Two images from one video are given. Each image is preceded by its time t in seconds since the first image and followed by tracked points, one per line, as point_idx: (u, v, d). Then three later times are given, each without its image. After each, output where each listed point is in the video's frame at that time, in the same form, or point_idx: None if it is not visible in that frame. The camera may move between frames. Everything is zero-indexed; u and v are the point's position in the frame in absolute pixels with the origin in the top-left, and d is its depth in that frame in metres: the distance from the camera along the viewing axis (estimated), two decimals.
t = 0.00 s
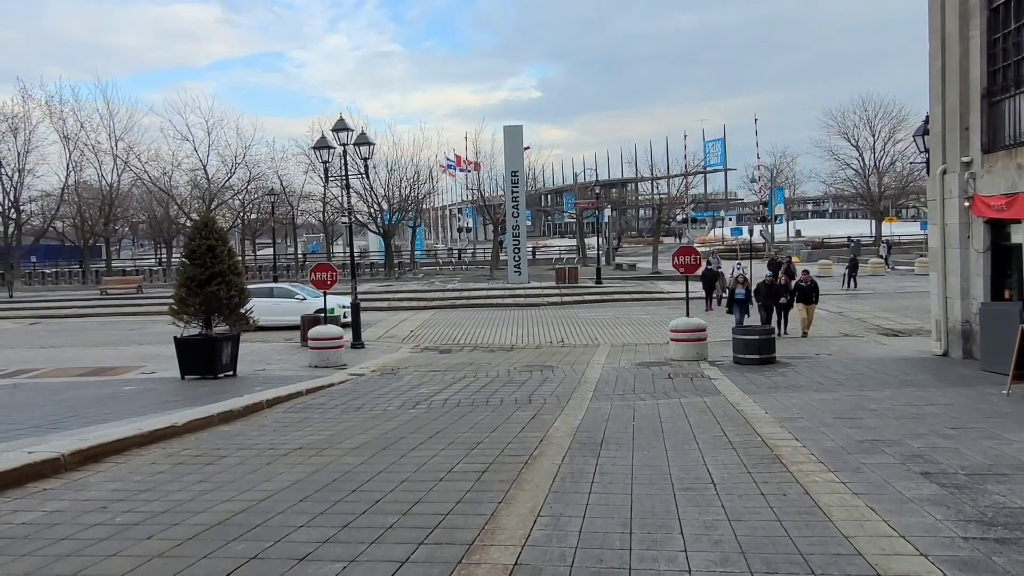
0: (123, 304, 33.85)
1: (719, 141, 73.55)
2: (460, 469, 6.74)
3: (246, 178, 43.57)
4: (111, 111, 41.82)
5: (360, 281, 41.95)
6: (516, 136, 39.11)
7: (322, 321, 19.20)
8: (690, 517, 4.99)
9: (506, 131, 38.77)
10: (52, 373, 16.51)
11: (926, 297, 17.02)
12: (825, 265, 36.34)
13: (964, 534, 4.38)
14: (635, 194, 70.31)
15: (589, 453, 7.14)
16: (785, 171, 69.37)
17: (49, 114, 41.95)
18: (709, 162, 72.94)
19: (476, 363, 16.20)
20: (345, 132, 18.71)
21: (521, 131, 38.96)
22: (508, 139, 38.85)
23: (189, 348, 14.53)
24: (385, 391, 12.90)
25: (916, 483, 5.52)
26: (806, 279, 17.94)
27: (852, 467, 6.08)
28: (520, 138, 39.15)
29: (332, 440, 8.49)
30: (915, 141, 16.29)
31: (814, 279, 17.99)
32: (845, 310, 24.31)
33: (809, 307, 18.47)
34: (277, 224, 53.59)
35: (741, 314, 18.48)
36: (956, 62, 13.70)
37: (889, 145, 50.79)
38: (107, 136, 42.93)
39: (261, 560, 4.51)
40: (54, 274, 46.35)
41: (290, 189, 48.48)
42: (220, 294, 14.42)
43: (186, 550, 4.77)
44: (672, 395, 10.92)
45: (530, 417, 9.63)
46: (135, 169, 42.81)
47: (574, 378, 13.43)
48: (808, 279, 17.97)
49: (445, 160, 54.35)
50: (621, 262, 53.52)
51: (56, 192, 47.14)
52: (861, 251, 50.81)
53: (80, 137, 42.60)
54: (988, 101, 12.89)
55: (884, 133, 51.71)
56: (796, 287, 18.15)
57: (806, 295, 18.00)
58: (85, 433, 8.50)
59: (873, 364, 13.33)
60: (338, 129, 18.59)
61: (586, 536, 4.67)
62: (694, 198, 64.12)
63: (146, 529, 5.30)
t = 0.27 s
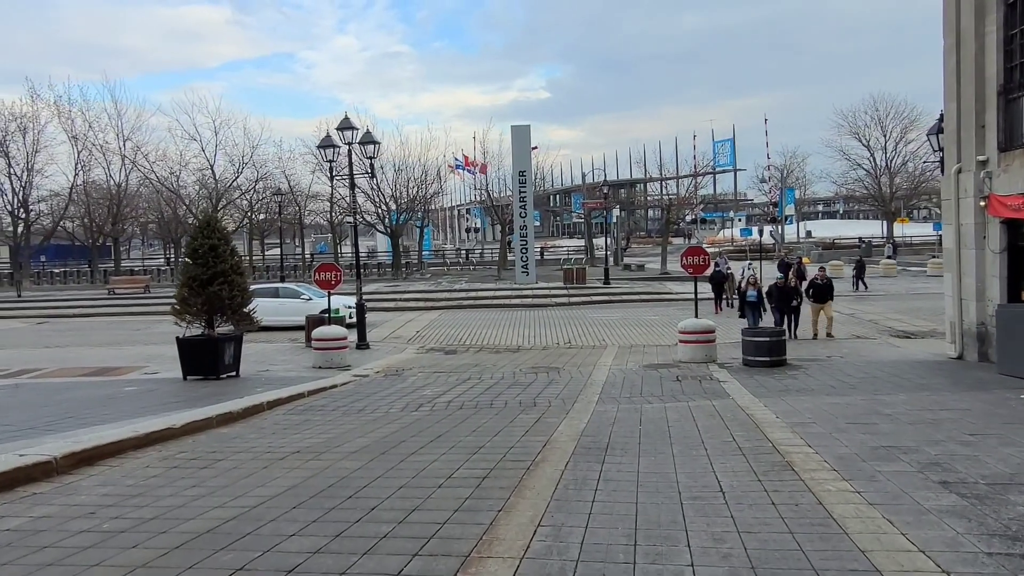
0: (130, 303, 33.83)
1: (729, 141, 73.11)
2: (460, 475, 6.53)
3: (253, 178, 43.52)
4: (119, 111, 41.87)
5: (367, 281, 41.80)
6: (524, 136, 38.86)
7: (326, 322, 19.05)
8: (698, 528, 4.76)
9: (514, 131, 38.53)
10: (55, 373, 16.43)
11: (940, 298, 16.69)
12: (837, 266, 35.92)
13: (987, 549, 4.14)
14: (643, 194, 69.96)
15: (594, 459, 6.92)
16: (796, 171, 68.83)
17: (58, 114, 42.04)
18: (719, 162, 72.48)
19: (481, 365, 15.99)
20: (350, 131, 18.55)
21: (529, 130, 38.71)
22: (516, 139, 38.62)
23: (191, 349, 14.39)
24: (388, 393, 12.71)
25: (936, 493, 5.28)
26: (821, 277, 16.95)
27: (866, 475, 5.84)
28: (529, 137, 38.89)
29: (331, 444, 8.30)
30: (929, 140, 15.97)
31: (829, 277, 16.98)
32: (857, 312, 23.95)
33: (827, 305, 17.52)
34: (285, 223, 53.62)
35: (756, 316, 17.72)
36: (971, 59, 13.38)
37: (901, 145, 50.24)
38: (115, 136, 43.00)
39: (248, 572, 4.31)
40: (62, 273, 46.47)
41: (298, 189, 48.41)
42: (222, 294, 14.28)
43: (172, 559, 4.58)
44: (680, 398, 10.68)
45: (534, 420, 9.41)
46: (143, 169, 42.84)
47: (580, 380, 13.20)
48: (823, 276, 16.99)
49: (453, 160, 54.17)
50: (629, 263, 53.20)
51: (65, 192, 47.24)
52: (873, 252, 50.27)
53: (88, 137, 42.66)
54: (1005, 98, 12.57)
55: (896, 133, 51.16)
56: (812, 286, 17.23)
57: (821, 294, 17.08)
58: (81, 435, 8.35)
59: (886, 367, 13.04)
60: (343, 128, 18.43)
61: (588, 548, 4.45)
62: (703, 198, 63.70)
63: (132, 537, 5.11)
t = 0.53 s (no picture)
0: (136, 303, 33.82)
1: (737, 141, 72.73)
2: (460, 480, 6.36)
3: (259, 178, 43.49)
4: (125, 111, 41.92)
5: (372, 281, 41.71)
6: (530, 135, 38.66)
7: (330, 322, 18.92)
8: (704, 539, 4.57)
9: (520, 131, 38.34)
10: (58, 373, 16.36)
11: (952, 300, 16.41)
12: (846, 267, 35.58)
13: (1008, 565, 3.94)
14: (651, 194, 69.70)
15: (598, 465, 6.73)
16: (805, 172, 68.40)
17: (65, 114, 42.12)
18: (727, 163, 72.11)
19: (486, 366, 15.84)
20: (355, 130, 18.42)
21: (535, 130, 38.52)
22: (522, 139, 38.42)
23: (193, 349, 14.29)
24: (391, 395, 12.55)
25: (952, 503, 5.08)
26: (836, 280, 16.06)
27: (880, 484, 5.63)
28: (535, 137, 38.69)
29: (329, 447, 8.13)
30: (941, 139, 15.72)
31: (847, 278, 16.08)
32: (867, 313, 23.65)
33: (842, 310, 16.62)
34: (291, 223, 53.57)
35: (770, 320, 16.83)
36: (986, 55, 13.11)
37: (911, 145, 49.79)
38: (122, 136, 43.02)
39: None
40: (69, 273, 46.59)
41: (304, 188, 48.38)
42: (224, 294, 14.16)
43: (159, 570, 4.43)
44: (687, 401, 10.48)
45: (538, 424, 9.22)
46: (149, 169, 42.89)
47: (586, 382, 13.01)
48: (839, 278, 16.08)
49: (460, 160, 54.05)
50: (636, 263, 52.94)
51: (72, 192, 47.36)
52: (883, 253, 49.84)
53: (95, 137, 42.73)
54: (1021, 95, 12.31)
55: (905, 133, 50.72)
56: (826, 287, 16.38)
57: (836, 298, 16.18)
58: (76, 437, 8.22)
59: (897, 369, 12.80)
60: (348, 126, 18.29)
61: (590, 560, 4.27)
62: (711, 198, 63.33)
63: (119, 545, 4.96)
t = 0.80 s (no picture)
0: (139, 305, 33.76)
1: (741, 142, 72.46)
2: (462, 486, 6.18)
3: (262, 180, 43.44)
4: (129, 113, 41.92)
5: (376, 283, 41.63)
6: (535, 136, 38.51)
7: (333, 324, 18.77)
8: (715, 550, 4.38)
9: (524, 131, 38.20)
10: (59, 376, 16.25)
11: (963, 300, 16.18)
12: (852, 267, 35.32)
13: None
14: (655, 195, 69.51)
15: (604, 470, 6.55)
16: (810, 172, 68.10)
17: (69, 117, 42.14)
18: (732, 163, 71.87)
19: (490, 368, 15.66)
20: (356, 130, 18.29)
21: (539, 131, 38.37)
22: (526, 139, 38.25)
23: (193, 352, 14.15)
24: (394, 398, 12.38)
25: (974, 511, 4.87)
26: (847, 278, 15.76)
27: (898, 491, 5.43)
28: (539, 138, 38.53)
29: (329, 452, 7.96)
30: (951, 137, 15.49)
31: (858, 277, 15.80)
32: (874, 314, 23.41)
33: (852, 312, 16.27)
34: (295, 225, 53.49)
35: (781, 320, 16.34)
36: (997, 51, 12.87)
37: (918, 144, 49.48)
38: (125, 138, 43.00)
39: None
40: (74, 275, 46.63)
41: (308, 190, 48.34)
42: (225, 296, 14.02)
43: None
44: (694, 404, 10.29)
45: (542, 427, 9.04)
46: (153, 171, 42.88)
47: (591, 385, 12.83)
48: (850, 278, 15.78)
49: (464, 162, 53.97)
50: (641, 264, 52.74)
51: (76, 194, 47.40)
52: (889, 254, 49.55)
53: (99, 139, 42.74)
54: None
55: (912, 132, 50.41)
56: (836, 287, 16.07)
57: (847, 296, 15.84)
58: (71, 442, 8.06)
59: (908, 371, 12.58)
60: (350, 127, 18.14)
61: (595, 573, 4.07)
62: (716, 199, 63.07)
63: (108, 556, 4.79)
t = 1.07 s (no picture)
0: (141, 305, 33.61)
1: (746, 142, 72.16)
2: (459, 493, 5.99)
3: (265, 179, 43.30)
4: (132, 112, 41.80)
5: (379, 283, 41.50)
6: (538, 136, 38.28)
7: (333, 323, 18.59)
8: (721, 563, 4.17)
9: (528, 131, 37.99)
10: (57, 376, 16.09)
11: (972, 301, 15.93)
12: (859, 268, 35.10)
13: None
14: (659, 196, 69.25)
15: (606, 476, 6.34)
16: (815, 172, 67.74)
17: (71, 116, 42.04)
18: (736, 163, 71.55)
19: (491, 369, 15.47)
20: (357, 128, 18.11)
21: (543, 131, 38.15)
22: (530, 139, 38.05)
23: (191, 352, 13.97)
24: (394, 399, 12.19)
25: (993, 522, 4.66)
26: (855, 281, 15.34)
27: (911, 499, 5.23)
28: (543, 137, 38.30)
29: (324, 455, 7.77)
30: (961, 135, 15.24)
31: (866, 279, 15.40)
32: (881, 315, 23.15)
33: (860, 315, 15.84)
34: (298, 224, 53.35)
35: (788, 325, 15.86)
36: (1009, 48, 12.63)
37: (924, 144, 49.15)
38: (128, 137, 42.89)
39: None
40: (77, 275, 46.55)
41: (311, 190, 48.22)
42: (224, 296, 13.84)
43: None
44: (698, 407, 10.08)
45: (543, 430, 8.84)
46: (155, 170, 42.76)
47: (595, 386, 12.62)
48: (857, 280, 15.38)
49: (468, 162, 53.80)
50: (645, 265, 52.48)
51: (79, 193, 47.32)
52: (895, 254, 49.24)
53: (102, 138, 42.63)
54: None
55: (918, 132, 50.08)
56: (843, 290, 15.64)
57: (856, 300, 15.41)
58: (61, 444, 7.88)
59: (916, 373, 12.37)
60: (351, 125, 17.97)
61: None
62: (720, 199, 62.78)
63: (90, 565, 4.62)
